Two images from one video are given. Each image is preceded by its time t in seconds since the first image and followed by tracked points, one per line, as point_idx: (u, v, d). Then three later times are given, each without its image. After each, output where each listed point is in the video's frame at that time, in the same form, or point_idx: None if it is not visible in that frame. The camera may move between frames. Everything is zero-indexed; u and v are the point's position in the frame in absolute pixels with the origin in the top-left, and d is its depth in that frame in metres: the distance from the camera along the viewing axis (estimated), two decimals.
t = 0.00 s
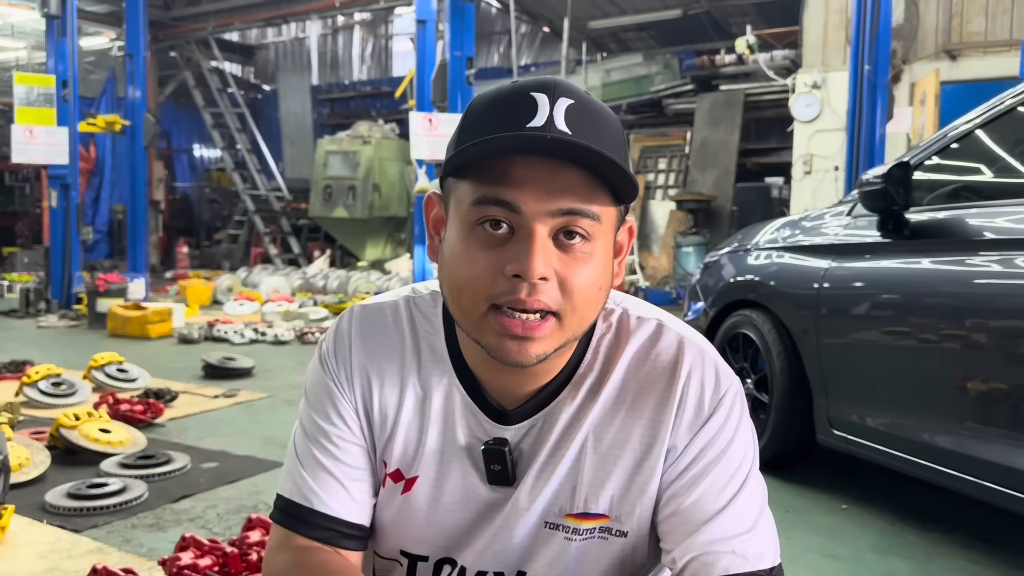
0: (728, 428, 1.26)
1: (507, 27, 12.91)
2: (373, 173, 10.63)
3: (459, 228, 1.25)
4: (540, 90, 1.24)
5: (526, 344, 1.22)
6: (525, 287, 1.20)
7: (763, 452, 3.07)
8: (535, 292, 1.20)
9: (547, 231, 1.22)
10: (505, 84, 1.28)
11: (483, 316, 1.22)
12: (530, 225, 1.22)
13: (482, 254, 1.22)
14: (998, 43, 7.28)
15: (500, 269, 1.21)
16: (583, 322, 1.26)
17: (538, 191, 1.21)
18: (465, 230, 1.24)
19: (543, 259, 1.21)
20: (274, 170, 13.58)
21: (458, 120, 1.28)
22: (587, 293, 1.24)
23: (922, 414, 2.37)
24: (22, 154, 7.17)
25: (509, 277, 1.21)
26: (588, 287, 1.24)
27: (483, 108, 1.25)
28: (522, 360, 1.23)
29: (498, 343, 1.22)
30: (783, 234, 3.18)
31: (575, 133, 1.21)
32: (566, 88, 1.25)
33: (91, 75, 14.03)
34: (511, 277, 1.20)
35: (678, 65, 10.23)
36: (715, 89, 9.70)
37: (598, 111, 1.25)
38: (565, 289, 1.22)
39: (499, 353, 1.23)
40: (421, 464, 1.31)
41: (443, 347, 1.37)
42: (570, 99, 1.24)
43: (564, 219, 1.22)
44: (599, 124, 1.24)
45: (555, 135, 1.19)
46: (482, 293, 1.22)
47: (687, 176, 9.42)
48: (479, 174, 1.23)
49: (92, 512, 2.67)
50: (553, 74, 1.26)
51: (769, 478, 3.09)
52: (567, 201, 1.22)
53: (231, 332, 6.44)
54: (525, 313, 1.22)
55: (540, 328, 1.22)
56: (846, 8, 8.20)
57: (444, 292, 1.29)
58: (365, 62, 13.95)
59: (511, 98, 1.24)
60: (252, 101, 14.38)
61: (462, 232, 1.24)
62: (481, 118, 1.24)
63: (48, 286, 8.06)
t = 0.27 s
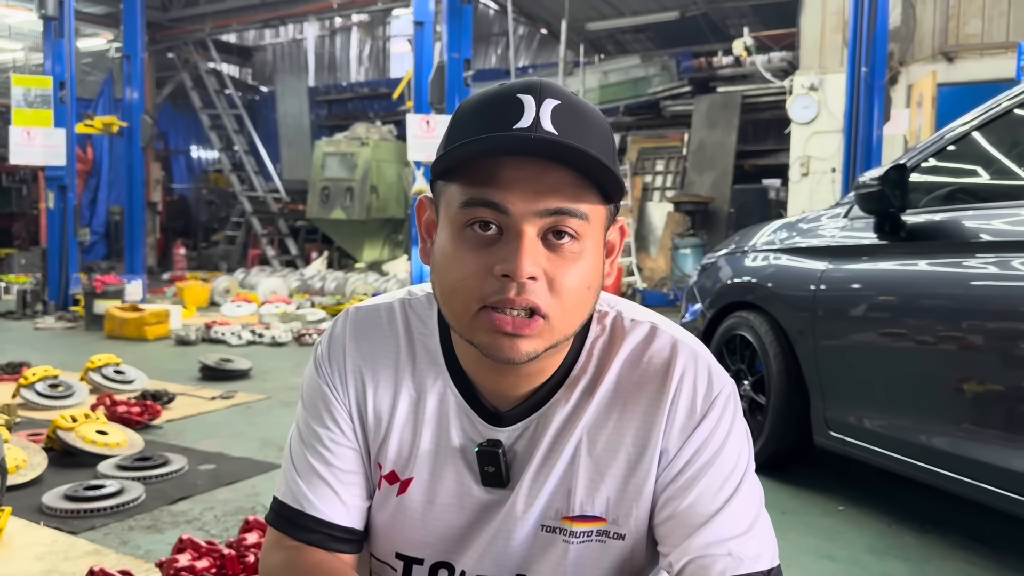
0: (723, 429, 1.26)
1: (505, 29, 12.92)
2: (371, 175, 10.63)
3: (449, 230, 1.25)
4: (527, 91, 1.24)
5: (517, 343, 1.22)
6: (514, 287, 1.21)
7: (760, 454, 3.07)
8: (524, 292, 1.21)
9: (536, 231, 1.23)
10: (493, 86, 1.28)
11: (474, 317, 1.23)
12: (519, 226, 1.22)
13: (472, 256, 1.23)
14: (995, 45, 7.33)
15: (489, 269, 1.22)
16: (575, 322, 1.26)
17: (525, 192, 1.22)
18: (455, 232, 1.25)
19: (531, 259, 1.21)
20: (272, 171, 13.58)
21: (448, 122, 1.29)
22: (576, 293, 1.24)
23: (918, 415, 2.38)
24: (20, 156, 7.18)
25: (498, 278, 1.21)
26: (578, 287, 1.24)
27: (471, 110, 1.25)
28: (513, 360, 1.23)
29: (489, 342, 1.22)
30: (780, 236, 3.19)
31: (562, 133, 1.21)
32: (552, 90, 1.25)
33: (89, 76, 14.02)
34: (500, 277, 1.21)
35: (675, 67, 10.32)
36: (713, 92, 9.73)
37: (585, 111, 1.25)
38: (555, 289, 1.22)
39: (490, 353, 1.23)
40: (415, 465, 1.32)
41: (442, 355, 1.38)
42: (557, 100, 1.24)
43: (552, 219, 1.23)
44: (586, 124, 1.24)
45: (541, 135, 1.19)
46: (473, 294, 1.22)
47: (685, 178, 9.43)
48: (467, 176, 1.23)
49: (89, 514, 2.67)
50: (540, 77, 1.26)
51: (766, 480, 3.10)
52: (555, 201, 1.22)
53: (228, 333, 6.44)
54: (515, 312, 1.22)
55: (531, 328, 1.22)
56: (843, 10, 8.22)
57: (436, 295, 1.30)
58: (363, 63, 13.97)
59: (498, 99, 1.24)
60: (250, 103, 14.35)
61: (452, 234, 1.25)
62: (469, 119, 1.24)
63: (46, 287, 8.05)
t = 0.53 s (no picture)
0: (722, 432, 1.26)
1: (503, 30, 12.92)
2: (369, 176, 10.62)
3: (449, 232, 1.25)
4: (526, 93, 1.24)
5: (518, 344, 1.22)
6: (514, 289, 1.20)
7: (759, 455, 3.07)
8: (524, 294, 1.20)
9: (536, 233, 1.22)
10: (493, 87, 1.28)
11: (474, 319, 1.23)
12: (519, 228, 1.22)
13: (472, 257, 1.22)
14: (993, 47, 7.32)
15: (489, 270, 1.21)
16: (575, 323, 1.26)
17: (525, 193, 1.22)
18: (455, 233, 1.24)
19: (531, 260, 1.21)
20: (270, 173, 13.57)
21: (448, 122, 1.29)
22: (576, 295, 1.24)
23: (917, 417, 2.38)
24: (18, 157, 7.18)
25: (499, 279, 1.21)
26: (578, 288, 1.24)
27: (471, 111, 1.26)
28: (513, 361, 1.23)
29: (490, 345, 1.22)
30: (779, 237, 3.19)
31: (562, 135, 1.21)
32: (552, 91, 1.25)
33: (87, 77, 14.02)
34: (501, 279, 1.21)
35: (674, 68, 10.32)
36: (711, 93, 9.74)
37: (585, 113, 1.26)
38: (555, 290, 1.22)
39: (491, 356, 1.23)
40: (417, 467, 1.31)
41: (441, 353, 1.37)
42: (556, 101, 1.24)
43: (552, 221, 1.23)
44: (586, 125, 1.24)
45: (542, 137, 1.19)
46: (473, 295, 1.22)
47: (683, 179, 9.43)
48: (467, 178, 1.23)
49: (87, 515, 2.67)
50: (540, 78, 1.26)
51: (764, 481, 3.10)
52: (555, 203, 1.22)
53: (227, 335, 6.44)
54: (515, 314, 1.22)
55: (531, 329, 1.22)
56: (841, 12, 8.22)
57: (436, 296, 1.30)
58: (361, 65, 13.98)
59: (499, 100, 1.24)
60: (249, 104, 14.36)
61: (452, 236, 1.25)
62: (469, 120, 1.24)
63: (44, 288, 8.04)
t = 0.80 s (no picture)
0: (719, 430, 1.27)
1: (503, 31, 12.92)
2: (369, 177, 10.61)
3: (434, 237, 1.25)
4: (494, 90, 1.26)
5: (509, 341, 1.21)
6: (501, 287, 1.19)
7: (758, 456, 3.07)
8: (511, 292, 1.19)
9: (518, 228, 1.21)
10: (462, 91, 1.30)
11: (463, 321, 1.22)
12: (501, 225, 1.21)
13: (458, 260, 1.22)
14: (992, 48, 7.33)
15: (476, 271, 1.21)
16: (564, 316, 1.25)
17: (503, 189, 1.21)
18: (440, 237, 1.24)
19: (515, 257, 1.19)
20: (270, 174, 13.56)
21: (420, 132, 1.30)
22: (564, 286, 1.23)
23: (916, 418, 2.38)
24: (18, 158, 7.18)
25: (485, 278, 1.20)
26: (566, 281, 1.23)
27: (441, 117, 1.27)
28: (507, 356, 1.22)
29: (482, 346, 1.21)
30: (778, 239, 3.20)
31: (531, 128, 1.22)
32: (521, 86, 1.27)
33: (87, 79, 14.01)
34: (488, 278, 1.20)
35: (673, 70, 10.33)
36: (710, 94, 9.75)
37: (555, 106, 1.27)
38: (542, 284, 1.21)
39: (484, 354, 1.23)
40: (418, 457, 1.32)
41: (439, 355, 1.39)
42: (525, 95, 1.26)
43: (533, 215, 1.22)
44: (557, 118, 1.25)
45: (513, 134, 1.20)
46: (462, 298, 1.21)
47: (682, 181, 9.43)
48: (445, 182, 1.23)
49: (86, 516, 2.66)
50: (508, 75, 1.28)
51: (764, 482, 3.09)
52: (534, 197, 1.22)
53: (227, 336, 6.43)
54: (504, 311, 1.21)
55: (520, 323, 1.21)
56: (841, 14, 8.22)
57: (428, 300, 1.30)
58: (361, 66, 13.98)
59: (468, 103, 1.26)
60: (249, 105, 14.38)
61: (437, 242, 1.24)
62: (440, 126, 1.26)
63: (43, 289, 8.04)
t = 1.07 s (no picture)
0: (716, 435, 1.27)
1: (503, 32, 12.92)
2: (369, 178, 10.62)
3: (430, 258, 1.25)
4: (490, 108, 1.24)
5: (507, 366, 1.22)
6: (498, 314, 1.20)
7: (759, 458, 3.07)
8: (508, 318, 1.21)
9: (515, 253, 1.22)
10: (455, 106, 1.28)
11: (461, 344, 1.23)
12: (497, 250, 1.22)
13: (455, 285, 1.22)
14: (992, 48, 7.33)
15: (472, 297, 1.21)
16: (562, 337, 1.26)
17: (500, 214, 1.21)
18: (436, 259, 1.24)
19: (512, 284, 1.20)
20: (270, 175, 13.55)
21: (413, 151, 1.29)
22: (561, 309, 1.24)
23: (916, 419, 2.38)
24: (18, 159, 7.19)
25: (482, 305, 1.21)
26: (563, 305, 1.24)
27: (434, 136, 1.26)
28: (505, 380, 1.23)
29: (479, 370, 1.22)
30: (778, 240, 3.20)
31: (526, 151, 1.21)
32: (516, 102, 1.24)
33: (87, 79, 14.02)
34: (484, 304, 1.20)
35: (673, 71, 10.34)
36: (710, 95, 9.75)
37: (551, 123, 1.25)
38: (540, 310, 1.22)
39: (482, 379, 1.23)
40: (415, 472, 1.32)
41: (434, 364, 1.35)
42: (521, 113, 1.23)
43: (530, 239, 1.22)
44: (554, 137, 1.23)
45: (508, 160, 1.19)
46: (460, 322, 1.22)
47: (683, 181, 9.43)
48: (442, 205, 1.23)
49: (86, 517, 2.66)
50: (503, 90, 1.25)
51: (764, 484, 3.09)
52: (530, 221, 1.22)
53: (227, 337, 6.43)
54: (501, 336, 1.22)
55: (518, 350, 1.22)
56: (841, 14, 8.22)
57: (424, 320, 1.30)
58: (361, 67, 13.98)
59: (461, 120, 1.24)
60: (249, 106, 14.38)
61: (434, 264, 1.24)
62: (435, 147, 1.24)
63: (44, 290, 8.03)
